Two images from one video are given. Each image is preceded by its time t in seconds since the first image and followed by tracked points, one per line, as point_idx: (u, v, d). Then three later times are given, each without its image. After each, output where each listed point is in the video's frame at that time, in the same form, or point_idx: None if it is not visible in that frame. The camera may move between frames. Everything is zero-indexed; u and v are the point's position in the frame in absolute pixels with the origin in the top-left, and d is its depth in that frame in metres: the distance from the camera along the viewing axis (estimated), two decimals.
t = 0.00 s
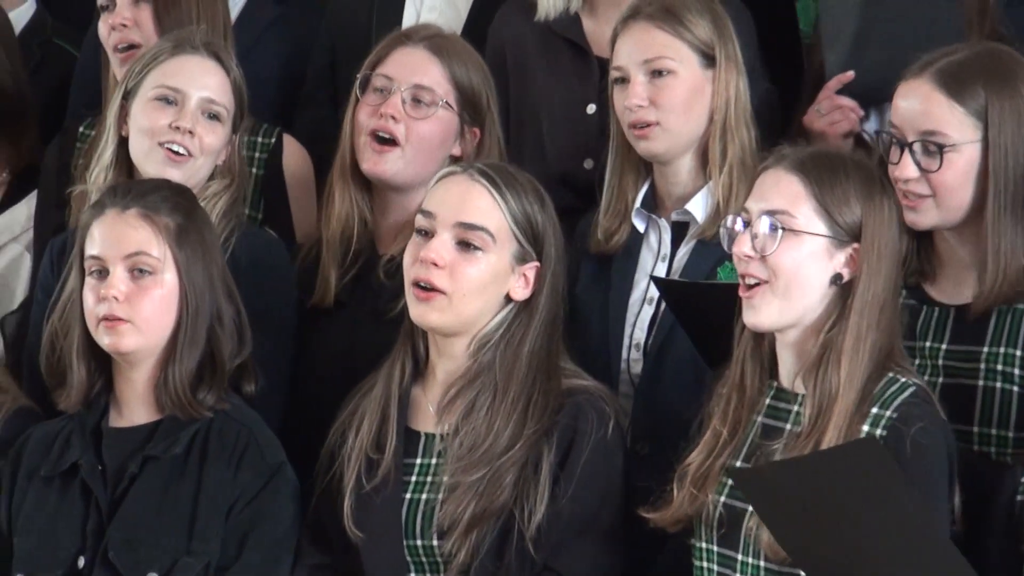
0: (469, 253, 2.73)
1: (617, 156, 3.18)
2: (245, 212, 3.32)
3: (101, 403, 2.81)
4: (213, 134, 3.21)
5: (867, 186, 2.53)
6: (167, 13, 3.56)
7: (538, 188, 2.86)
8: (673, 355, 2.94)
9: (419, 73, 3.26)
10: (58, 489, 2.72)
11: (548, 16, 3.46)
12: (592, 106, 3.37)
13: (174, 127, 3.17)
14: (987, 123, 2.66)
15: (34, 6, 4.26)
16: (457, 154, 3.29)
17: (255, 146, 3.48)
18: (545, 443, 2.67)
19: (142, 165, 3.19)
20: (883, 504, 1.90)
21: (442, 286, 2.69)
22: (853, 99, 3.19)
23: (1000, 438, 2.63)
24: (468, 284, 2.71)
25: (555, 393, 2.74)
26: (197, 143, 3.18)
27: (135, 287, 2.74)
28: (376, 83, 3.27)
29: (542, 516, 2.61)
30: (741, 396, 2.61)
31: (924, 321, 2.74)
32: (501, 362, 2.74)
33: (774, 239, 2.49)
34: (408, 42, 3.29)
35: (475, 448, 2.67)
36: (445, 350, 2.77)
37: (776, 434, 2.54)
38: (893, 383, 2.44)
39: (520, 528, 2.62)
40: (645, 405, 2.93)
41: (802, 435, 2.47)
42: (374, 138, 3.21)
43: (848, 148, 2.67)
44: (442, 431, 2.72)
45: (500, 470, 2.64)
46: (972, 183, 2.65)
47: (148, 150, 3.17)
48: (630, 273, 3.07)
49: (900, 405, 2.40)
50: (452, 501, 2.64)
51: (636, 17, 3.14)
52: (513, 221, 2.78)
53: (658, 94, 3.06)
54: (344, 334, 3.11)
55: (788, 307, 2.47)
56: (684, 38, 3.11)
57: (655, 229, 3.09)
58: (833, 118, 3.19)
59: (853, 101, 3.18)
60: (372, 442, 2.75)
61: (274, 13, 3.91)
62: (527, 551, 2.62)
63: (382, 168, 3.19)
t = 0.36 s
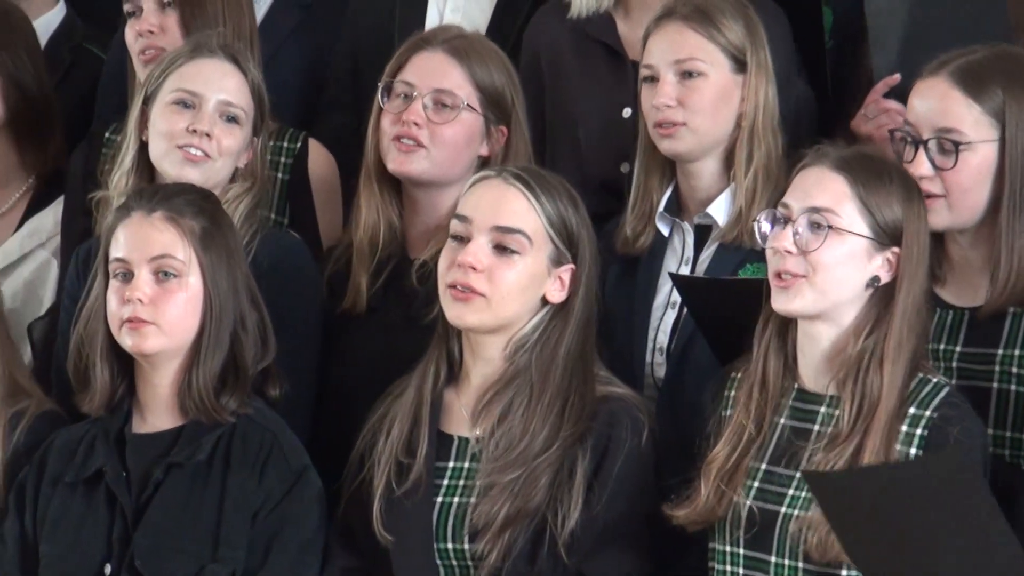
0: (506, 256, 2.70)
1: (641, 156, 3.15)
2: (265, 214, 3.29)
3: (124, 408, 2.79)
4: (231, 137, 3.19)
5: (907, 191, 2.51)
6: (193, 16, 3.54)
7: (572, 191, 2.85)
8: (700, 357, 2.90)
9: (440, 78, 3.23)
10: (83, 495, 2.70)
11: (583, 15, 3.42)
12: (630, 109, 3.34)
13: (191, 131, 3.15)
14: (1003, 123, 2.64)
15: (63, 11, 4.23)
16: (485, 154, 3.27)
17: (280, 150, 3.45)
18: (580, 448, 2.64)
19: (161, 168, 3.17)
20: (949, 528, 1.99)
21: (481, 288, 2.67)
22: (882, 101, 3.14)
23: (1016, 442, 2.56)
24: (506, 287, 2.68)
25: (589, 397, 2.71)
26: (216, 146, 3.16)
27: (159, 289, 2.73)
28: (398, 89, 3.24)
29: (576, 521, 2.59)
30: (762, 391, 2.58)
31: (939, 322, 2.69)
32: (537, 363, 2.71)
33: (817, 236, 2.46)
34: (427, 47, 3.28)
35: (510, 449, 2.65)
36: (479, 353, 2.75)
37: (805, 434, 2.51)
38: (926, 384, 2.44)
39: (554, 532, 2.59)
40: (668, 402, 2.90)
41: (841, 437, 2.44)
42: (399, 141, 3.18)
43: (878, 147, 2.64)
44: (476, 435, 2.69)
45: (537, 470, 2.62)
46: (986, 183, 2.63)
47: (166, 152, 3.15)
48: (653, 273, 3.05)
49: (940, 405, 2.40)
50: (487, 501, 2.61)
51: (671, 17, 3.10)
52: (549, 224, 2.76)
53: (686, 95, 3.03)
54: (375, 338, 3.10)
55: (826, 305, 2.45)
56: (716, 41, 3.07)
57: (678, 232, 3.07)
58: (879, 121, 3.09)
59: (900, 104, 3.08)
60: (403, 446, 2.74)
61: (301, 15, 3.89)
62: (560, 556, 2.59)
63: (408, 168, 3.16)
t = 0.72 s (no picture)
0: (535, 265, 2.70)
1: (665, 165, 3.12)
2: (298, 228, 3.30)
3: (149, 416, 2.78)
4: (266, 149, 3.19)
5: (912, 196, 2.57)
6: (217, 25, 3.52)
7: (602, 200, 2.83)
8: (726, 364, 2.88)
9: (467, 95, 3.22)
10: (108, 505, 2.70)
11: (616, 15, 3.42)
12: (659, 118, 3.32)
13: (224, 141, 3.15)
14: None
15: (88, 21, 4.23)
16: (514, 167, 3.26)
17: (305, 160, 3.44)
18: (609, 458, 2.63)
19: (194, 181, 3.17)
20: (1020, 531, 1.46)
21: (513, 298, 2.67)
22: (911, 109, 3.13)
23: None
24: (538, 296, 2.68)
25: (619, 408, 2.70)
26: (248, 157, 3.16)
27: (183, 299, 2.72)
28: (424, 107, 3.24)
29: (606, 530, 2.57)
30: (770, 405, 2.60)
31: (959, 331, 2.68)
32: (568, 372, 2.71)
33: (831, 247, 2.50)
34: (450, 63, 3.26)
35: (540, 459, 2.64)
36: (508, 362, 2.74)
37: (824, 441, 2.53)
38: (941, 384, 2.49)
39: (583, 541, 2.57)
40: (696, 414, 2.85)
41: (863, 441, 2.48)
42: (430, 162, 3.18)
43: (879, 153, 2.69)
44: (506, 443, 2.69)
45: (567, 480, 2.61)
46: (1009, 190, 2.61)
47: (199, 165, 3.16)
48: (678, 283, 3.03)
49: (959, 405, 2.45)
50: (517, 510, 2.61)
51: (694, 28, 3.08)
52: (579, 233, 2.76)
53: (715, 108, 3.01)
54: (403, 353, 3.08)
55: (843, 314, 2.49)
56: (741, 51, 3.05)
57: (703, 242, 3.05)
58: (913, 129, 3.12)
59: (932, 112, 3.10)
60: (432, 454, 2.74)
61: (323, 25, 3.88)
62: (590, 565, 2.57)
63: (443, 189, 3.16)
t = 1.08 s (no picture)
0: (561, 274, 2.71)
1: (690, 175, 3.12)
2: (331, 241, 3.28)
3: (175, 426, 2.79)
4: (302, 161, 3.20)
5: (919, 198, 2.62)
6: (238, 35, 3.52)
7: (626, 208, 2.83)
8: (750, 372, 2.88)
9: (486, 95, 3.23)
10: (134, 512, 2.71)
11: (646, 20, 3.42)
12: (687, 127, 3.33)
13: (262, 152, 3.16)
14: None
15: (110, 32, 4.24)
16: (533, 169, 3.25)
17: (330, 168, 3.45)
18: (635, 467, 2.64)
19: (228, 192, 3.19)
20: None
21: (538, 308, 2.68)
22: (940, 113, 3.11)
23: None
24: (564, 305, 2.70)
25: (645, 416, 2.70)
26: (283, 169, 3.17)
27: (207, 311, 2.73)
28: (444, 110, 3.25)
29: (632, 538, 2.58)
30: (780, 410, 2.62)
31: (991, 342, 2.73)
32: (594, 381, 2.71)
33: (844, 250, 2.54)
34: (469, 66, 3.27)
35: (567, 467, 2.65)
36: (535, 372, 2.75)
37: (839, 445, 2.55)
38: (952, 381, 2.53)
39: (609, 550, 2.59)
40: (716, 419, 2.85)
41: (878, 440, 2.51)
42: (450, 163, 3.19)
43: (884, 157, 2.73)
44: (532, 452, 2.70)
45: (593, 489, 2.62)
46: None
47: (235, 176, 3.17)
48: (703, 294, 3.03)
49: (974, 400, 2.49)
50: (543, 519, 2.62)
51: (714, 37, 3.08)
52: (604, 242, 2.76)
53: (735, 115, 3.02)
54: (428, 364, 3.08)
55: (857, 316, 2.52)
56: (761, 61, 3.05)
57: (729, 251, 3.04)
58: (937, 136, 3.13)
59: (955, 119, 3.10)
60: (458, 462, 2.74)
61: (349, 35, 3.89)
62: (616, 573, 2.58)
63: (462, 190, 3.16)
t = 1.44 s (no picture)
0: (585, 280, 2.71)
1: (706, 182, 3.11)
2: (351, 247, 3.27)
3: (197, 432, 2.79)
4: (323, 167, 3.20)
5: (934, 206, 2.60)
6: (256, 45, 3.52)
7: (653, 216, 2.83)
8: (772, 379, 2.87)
9: (511, 101, 3.22)
10: (156, 520, 2.71)
11: (673, 28, 3.40)
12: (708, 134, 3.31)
13: (284, 158, 3.15)
14: None
15: (130, 42, 4.19)
16: (554, 177, 3.25)
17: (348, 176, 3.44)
18: (659, 475, 2.64)
19: (249, 197, 3.17)
20: None
21: (563, 313, 2.68)
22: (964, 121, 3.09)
23: None
24: (589, 311, 2.69)
25: (669, 424, 2.70)
26: (305, 175, 3.16)
27: (227, 316, 2.73)
28: (468, 115, 3.24)
29: (655, 547, 2.58)
30: (801, 419, 2.61)
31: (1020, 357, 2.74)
32: (618, 389, 2.70)
33: (864, 258, 2.52)
34: (494, 72, 3.26)
35: (590, 475, 2.64)
36: (559, 381, 2.75)
37: (862, 453, 2.54)
38: (975, 387, 2.53)
39: (631, 558, 2.59)
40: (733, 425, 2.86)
41: (901, 447, 2.50)
42: (474, 171, 3.18)
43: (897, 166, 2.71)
44: (556, 460, 2.70)
45: (617, 497, 2.61)
46: None
47: (256, 182, 3.16)
48: (722, 301, 3.01)
49: (997, 404, 2.49)
50: (566, 527, 2.61)
51: (736, 42, 3.07)
52: (628, 249, 2.75)
53: (756, 122, 3.00)
54: (448, 372, 3.08)
55: (878, 325, 2.51)
56: (783, 66, 3.04)
57: (746, 258, 3.03)
58: (953, 146, 3.10)
59: (972, 128, 3.08)
60: (482, 469, 2.74)
61: (371, 44, 3.89)
62: None
63: (484, 202, 3.15)
